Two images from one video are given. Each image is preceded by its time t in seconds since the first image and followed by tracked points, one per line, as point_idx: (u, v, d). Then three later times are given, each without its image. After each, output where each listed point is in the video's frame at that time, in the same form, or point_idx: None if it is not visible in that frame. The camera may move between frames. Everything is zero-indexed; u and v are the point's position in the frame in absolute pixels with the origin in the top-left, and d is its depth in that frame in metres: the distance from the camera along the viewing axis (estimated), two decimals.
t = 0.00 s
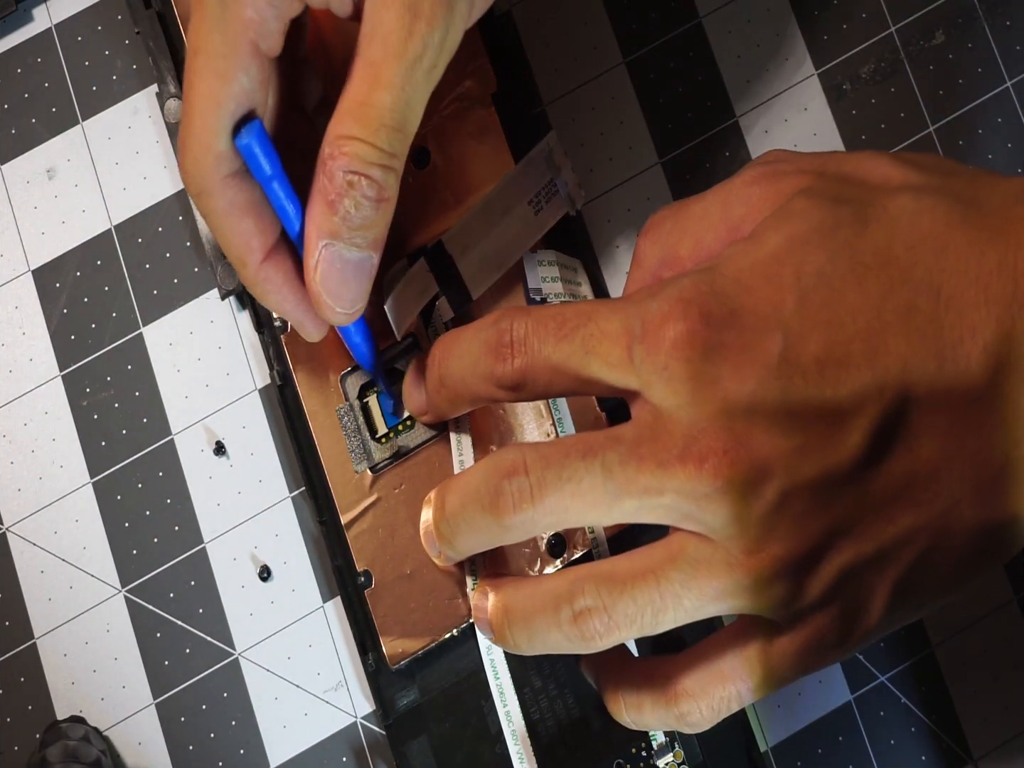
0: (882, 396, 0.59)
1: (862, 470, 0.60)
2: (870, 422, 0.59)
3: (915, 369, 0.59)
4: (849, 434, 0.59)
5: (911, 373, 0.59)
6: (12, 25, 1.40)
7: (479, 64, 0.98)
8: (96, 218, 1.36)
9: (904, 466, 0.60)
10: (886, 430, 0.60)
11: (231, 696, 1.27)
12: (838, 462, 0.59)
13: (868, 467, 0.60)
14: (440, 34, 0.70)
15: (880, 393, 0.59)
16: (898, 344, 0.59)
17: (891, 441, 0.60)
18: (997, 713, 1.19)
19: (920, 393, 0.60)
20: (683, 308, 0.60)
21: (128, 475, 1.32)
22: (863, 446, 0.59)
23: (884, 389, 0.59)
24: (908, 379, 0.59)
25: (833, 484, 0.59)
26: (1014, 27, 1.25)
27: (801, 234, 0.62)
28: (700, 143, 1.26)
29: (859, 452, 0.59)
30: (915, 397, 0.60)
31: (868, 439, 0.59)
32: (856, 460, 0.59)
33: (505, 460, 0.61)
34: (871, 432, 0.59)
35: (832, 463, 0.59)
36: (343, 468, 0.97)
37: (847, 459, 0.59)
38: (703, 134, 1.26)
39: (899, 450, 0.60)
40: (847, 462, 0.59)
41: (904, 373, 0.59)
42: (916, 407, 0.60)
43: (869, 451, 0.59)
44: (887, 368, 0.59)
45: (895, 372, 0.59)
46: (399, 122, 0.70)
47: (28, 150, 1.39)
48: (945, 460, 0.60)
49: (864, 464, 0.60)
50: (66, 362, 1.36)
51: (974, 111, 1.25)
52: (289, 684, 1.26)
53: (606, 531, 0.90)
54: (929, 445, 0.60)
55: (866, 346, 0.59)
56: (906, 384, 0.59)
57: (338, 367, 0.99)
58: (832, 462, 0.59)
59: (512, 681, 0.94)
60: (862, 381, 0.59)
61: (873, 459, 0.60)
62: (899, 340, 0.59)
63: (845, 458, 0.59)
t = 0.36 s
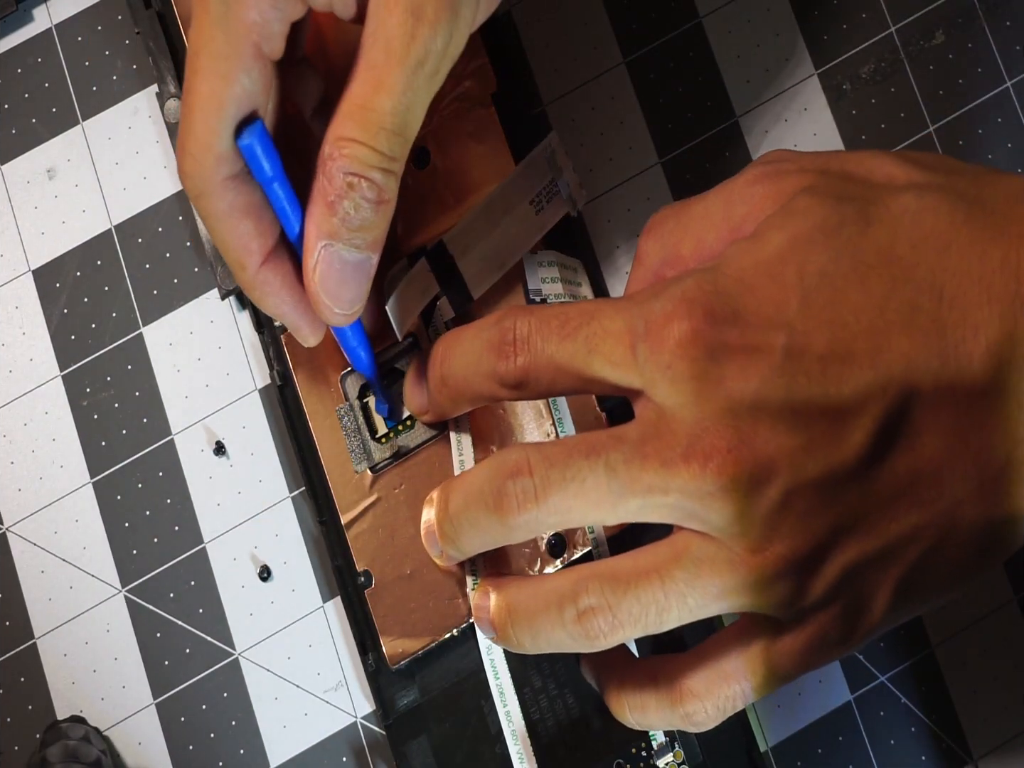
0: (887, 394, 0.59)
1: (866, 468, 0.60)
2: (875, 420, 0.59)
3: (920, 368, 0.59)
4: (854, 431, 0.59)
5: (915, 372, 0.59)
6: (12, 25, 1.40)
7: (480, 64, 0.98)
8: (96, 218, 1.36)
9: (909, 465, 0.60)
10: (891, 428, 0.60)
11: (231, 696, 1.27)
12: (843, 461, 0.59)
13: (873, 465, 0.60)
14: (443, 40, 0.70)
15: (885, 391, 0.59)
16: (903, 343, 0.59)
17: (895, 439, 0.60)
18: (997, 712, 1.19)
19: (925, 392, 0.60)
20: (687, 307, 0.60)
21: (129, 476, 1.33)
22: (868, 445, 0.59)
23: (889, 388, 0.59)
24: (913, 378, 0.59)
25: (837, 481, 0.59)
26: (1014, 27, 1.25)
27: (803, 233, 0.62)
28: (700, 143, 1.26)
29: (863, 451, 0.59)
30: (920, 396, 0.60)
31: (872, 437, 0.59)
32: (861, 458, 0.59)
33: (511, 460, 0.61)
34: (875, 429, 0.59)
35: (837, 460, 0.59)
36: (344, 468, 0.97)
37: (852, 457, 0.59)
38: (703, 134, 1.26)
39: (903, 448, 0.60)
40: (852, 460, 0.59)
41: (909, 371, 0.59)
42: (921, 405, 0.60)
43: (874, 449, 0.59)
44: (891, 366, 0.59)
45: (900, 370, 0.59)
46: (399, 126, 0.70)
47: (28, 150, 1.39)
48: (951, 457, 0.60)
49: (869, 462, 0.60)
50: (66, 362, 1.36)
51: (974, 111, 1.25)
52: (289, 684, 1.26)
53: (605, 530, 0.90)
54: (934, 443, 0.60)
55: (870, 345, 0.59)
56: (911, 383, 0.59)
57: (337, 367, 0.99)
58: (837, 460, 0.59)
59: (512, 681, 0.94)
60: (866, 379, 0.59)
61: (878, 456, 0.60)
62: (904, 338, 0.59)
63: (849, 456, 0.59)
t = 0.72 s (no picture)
0: (881, 401, 0.59)
1: (860, 474, 0.60)
2: (869, 427, 0.59)
3: (916, 377, 0.59)
4: (848, 437, 0.59)
5: (912, 382, 0.59)
6: (12, 26, 1.40)
7: (482, 64, 0.98)
8: (96, 218, 1.36)
9: (903, 472, 0.60)
10: (885, 435, 0.60)
11: (230, 696, 1.27)
12: (836, 466, 0.59)
13: (867, 471, 0.60)
14: (458, 14, 0.70)
15: (880, 398, 0.59)
16: (900, 351, 0.59)
17: (890, 447, 0.60)
18: (996, 712, 1.19)
19: (921, 402, 0.60)
20: (686, 306, 0.60)
21: (128, 476, 1.32)
22: (861, 451, 0.59)
23: (885, 396, 0.59)
24: (909, 387, 0.59)
25: (831, 485, 0.59)
26: (1014, 27, 1.25)
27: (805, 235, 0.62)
28: (700, 143, 1.26)
29: (857, 457, 0.59)
30: (916, 406, 0.60)
31: (866, 442, 0.59)
32: (855, 463, 0.59)
33: (503, 455, 0.61)
34: (869, 435, 0.59)
35: (830, 465, 0.59)
36: (344, 467, 0.97)
37: (846, 462, 0.59)
38: (704, 133, 1.26)
39: (898, 456, 0.60)
40: (846, 465, 0.59)
41: (905, 379, 0.59)
42: (917, 416, 0.60)
43: (868, 455, 0.59)
44: (887, 374, 0.59)
45: (896, 379, 0.59)
46: (409, 95, 0.71)
47: (28, 150, 1.39)
48: (944, 466, 0.61)
49: (863, 468, 0.60)
50: (66, 361, 1.36)
51: (973, 111, 1.25)
52: (289, 685, 1.26)
53: (607, 530, 0.90)
54: (928, 451, 0.61)
55: (867, 352, 0.59)
56: (906, 392, 0.59)
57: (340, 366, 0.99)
58: (830, 464, 0.59)
59: (513, 681, 0.94)
60: (862, 385, 0.59)
61: (872, 463, 0.60)
62: (900, 346, 0.59)
63: (843, 461, 0.59)
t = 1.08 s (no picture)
0: (862, 405, 0.59)
1: (843, 478, 0.60)
2: (851, 431, 0.59)
3: (897, 382, 0.59)
4: (831, 440, 0.59)
5: (893, 386, 0.59)
6: (12, 25, 1.40)
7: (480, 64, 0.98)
8: (96, 218, 1.36)
9: (886, 478, 0.60)
10: (867, 440, 0.60)
11: (230, 696, 1.27)
12: (818, 470, 0.59)
13: (849, 476, 0.60)
14: (513, 8, 0.71)
15: (860, 401, 0.59)
16: (880, 356, 0.59)
17: (872, 451, 0.60)
18: (998, 712, 1.19)
19: (903, 406, 0.60)
20: (671, 311, 0.60)
21: (128, 476, 1.32)
22: (844, 455, 0.59)
23: (866, 399, 0.59)
24: (891, 392, 0.59)
25: (813, 490, 0.59)
26: (1013, 27, 1.25)
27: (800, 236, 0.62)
28: (700, 143, 1.26)
29: (839, 461, 0.59)
30: (898, 410, 0.60)
31: (847, 447, 0.59)
32: (836, 468, 0.59)
33: (485, 452, 0.61)
34: (851, 439, 0.59)
35: (812, 469, 0.59)
36: (343, 467, 0.97)
37: (828, 466, 0.59)
38: (703, 133, 1.26)
39: (880, 462, 0.60)
40: (827, 469, 0.59)
41: (886, 384, 0.59)
42: (898, 420, 0.60)
43: (850, 459, 0.59)
44: (868, 379, 0.59)
45: (877, 383, 0.59)
46: (463, 85, 0.72)
47: (28, 150, 1.39)
48: (927, 472, 0.60)
49: (846, 472, 0.60)
50: (66, 361, 1.36)
51: (973, 111, 1.25)
52: (288, 685, 1.26)
53: (607, 531, 0.90)
54: (912, 457, 0.60)
55: (848, 357, 0.59)
56: (887, 396, 0.59)
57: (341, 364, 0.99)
58: (812, 468, 0.59)
59: (514, 681, 0.94)
60: (843, 390, 0.59)
61: (853, 468, 0.60)
62: (880, 351, 0.59)
63: (825, 465, 0.59)
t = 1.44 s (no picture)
0: (877, 411, 0.59)
1: (857, 483, 0.60)
2: (865, 436, 0.59)
3: (912, 388, 0.59)
4: (844, 446, 0.59)
5: (907, 393, 0.59)
6: (11, 26, 1.40)
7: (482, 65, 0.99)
8: (96, 218, 1.36)
9: (898, 484, 0.60)
10: (881, 446, 0.60)
11: (230, 696, 1.27)
12: (832, 476, 0.59)
13: (863, 482, 0.60)
14: None
15: (875, 408, 0.59)
16: (895, 362, 0.59)
17: (885, 457, 0.60)
18: (997, 712, 1.19)
19: (918, 412, 0.60)
20: (674, 312, 0.60)
21: (128, 476, 1.32)
22: (857, 461, 0.59)
23: (881, 406, 0.59)
24: (905, 397, 0.59)
25: (827, 495, 0.59)
26: (1013, 27, 1.25)
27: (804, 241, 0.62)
28: (700, 143, 1.26)
29: (853, 467, 0.59)
30: (912, 415, 0.60)
31: (861, 453, 0.59)
32: (850, 474, 0.59)
33: (498, 456, 0.61)
34: (864, 444, 0.59)
35: (827, 475, 0.59)
36: (344, 467, 0.97)
37: (842, 471, 0.59)
38: (704, 133, 1.26)
39: (894, 468, 0.60)
40: (842, 475, 0.59)
41: (900, 390, 0.59)
42: (913, 427, 0.60)
43: (865, 466, 0.59)
44: (883, 385, 0.59)
45: (891, 389, 0.59)
46: (473, 73, 0.72)
47: (28, 150, 1.39)
48: (939, 479, 0.61)
49: (859, 478, 0.60)
50: (66, 362, 1.35)
51: (974, 111, 1.25)
52: (289, 685, 1.25)
53: (608, 532, 0.90)
54: (924, 463, 0.61)
55: (863, 363, 0.59)
56: (901, 402, 0.59)
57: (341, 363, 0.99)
58: (827, 473, 0.59)
59: (514, 681, 0.94)
60: (858, 395, 0.59)
61: (867, 474, 0.60)
62: (894, 357, 0.59)
63: (839, 471, 0.59)
